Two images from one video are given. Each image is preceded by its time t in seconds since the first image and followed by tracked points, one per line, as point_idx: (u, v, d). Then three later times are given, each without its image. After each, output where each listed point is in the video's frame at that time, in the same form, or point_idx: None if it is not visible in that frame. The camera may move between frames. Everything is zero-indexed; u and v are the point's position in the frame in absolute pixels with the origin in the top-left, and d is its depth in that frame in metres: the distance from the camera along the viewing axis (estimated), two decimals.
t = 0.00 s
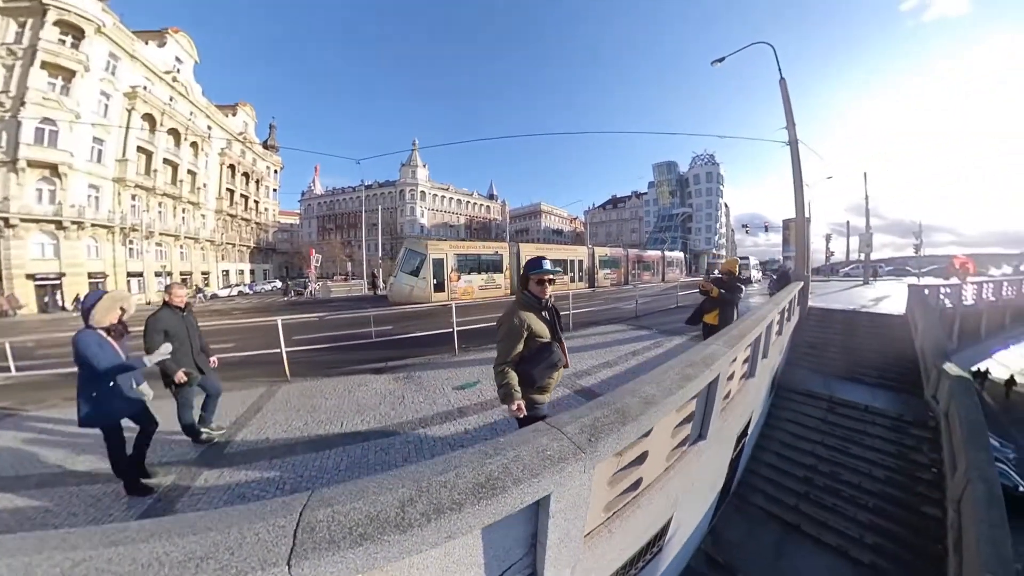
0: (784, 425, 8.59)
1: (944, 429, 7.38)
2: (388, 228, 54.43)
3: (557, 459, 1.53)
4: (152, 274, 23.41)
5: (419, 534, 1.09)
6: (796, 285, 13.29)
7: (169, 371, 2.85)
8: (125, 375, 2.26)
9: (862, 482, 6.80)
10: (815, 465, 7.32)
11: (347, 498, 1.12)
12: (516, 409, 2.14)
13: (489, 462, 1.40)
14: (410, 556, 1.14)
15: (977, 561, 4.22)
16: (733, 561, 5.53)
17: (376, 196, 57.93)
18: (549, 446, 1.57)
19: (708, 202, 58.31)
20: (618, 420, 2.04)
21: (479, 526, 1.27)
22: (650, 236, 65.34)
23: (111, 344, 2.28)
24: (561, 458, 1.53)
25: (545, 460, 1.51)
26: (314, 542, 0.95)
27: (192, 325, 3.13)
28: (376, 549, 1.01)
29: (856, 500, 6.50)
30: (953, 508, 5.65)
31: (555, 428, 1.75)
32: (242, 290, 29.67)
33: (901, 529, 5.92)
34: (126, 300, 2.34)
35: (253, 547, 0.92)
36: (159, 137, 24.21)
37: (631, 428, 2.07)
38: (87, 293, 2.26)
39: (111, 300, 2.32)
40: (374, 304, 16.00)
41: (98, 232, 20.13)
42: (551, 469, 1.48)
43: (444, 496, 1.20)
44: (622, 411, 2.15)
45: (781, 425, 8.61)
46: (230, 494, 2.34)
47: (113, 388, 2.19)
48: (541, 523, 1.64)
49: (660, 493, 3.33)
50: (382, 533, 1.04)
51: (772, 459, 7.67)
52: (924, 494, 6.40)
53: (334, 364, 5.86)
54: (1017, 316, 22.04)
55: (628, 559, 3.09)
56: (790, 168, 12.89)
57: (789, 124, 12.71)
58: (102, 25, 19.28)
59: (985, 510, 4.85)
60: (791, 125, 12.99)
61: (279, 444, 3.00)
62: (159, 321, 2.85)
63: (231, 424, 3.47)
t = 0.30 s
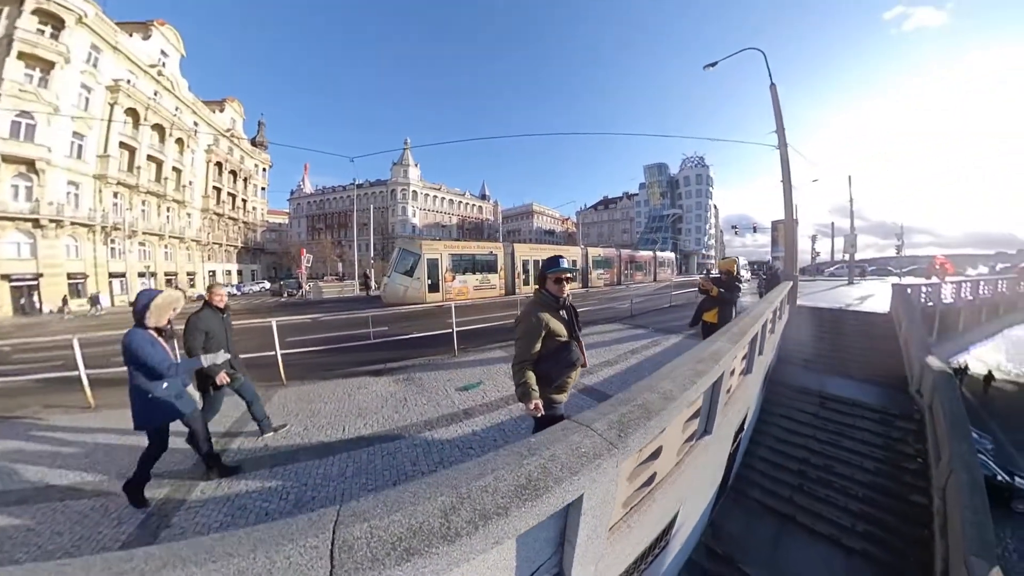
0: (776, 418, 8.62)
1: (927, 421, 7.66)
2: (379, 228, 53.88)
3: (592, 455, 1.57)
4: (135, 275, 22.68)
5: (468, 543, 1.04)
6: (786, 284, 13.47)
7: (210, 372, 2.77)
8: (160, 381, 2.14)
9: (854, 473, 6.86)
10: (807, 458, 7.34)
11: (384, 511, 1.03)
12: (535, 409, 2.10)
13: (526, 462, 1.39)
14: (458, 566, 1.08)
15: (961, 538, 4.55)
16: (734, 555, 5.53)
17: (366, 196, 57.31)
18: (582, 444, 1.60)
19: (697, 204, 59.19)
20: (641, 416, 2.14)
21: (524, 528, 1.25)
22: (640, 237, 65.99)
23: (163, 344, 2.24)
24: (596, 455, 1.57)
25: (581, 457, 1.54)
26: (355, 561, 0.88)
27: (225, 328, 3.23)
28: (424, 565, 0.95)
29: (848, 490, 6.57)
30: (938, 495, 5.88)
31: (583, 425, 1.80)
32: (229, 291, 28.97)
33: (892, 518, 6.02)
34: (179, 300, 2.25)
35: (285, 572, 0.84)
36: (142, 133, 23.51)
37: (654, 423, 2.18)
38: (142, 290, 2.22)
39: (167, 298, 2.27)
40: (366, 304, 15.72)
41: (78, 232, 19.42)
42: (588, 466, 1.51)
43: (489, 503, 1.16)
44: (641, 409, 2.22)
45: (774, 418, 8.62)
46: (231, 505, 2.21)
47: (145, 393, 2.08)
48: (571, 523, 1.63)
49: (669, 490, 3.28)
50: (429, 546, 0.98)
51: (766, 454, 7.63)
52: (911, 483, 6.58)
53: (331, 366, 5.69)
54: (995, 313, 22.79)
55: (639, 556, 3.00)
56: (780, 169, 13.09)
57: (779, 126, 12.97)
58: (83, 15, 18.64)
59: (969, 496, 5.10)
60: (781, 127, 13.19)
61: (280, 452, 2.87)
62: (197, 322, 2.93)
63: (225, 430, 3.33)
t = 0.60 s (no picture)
0: (768, 412, 8.65)
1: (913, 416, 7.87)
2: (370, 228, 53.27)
3: (618, 459, 1.61)
4: (116, 275, 21.97)
5: (509, 558, 1.02)
6: (777, 284, 13.64)
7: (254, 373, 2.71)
8: (192, 387, 2.20)
9: (843, 466, 6.95)
10: (799, 453, 7.35)
11: (415, 530, 0.98)
12: (546, 412, 2.03)
13: (554, 469, 1.42)
14: None
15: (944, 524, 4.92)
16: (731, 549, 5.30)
17: (357, 195, 56.64)
18: (606, 449, 1.63)
19: (688, 205, 59.93)
20: (659, 417, 2.14)
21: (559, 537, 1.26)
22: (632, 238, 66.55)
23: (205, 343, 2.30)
24: (622, 458, 1.62)
25: (607, 461, 1.58)
26: None
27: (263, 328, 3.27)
28: None
29: (839, 483, 6.61)
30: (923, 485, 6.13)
31: (604, 428, 1.83)
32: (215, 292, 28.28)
33: (882, 509, 6.12)
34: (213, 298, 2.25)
35: None
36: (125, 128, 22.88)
37: (671, 425, 2.18)
38: (184, 286, 2.28)
39: (207, 295, 2.31)
40: (358, 306, 15.45)
41: (56, 231, 18.72)
42: (615, 469, 1.55)
43: (525, 512, 1.17)
44: (657, 410, 2.23)
45: (767, 412, 8.66)
46: (229, 520, 2.08)
47: (180, 397, 2.17)
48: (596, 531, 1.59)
49: (675, 490, 3.20)
50: (471, 562, 0.94)
51: (760, 450, 7.59)
52: (898, 475, 6.75)
53: (325, 370, 5.54)
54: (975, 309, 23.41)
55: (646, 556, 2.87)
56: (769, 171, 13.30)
57: (769, 128, 13.20)
58: (62, 5, 18.00)
59: (950, 489, 5.35)
60: (769, 129, 13.42)
61: (278, 462, 2.75)
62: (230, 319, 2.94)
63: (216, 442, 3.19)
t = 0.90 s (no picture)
0: (762, 409, 8.71)
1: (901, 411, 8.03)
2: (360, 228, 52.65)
3: (648, 465, 1.56)
4: (97, 276, 21.22)
5: None
6: (768, 284, 13.80)
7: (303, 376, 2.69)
8: (254, 393, 2.15)
9: (834, 460, 7.02)
10: (793, 449, 7.40)
11: (456, 556, 0.90)
12: (561, 418, 1.92)
13: (587, 480, 1.39)
14: None
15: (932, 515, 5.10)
16: (731, 544, 5.17)
17: (347, 194, 55.87)
18: (635, 455, 1.59)
19: (678, 206, 60.67)
20: (680, 420, 2.09)
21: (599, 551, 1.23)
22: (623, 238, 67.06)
23: (263, 347, 2.23)
24: (650, 465, 1.56)
25: (637, 468, 1.53)
26: None
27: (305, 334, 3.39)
28: None
29: (831, 477, 6.68)
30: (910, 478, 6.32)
31: (629, 434, 1.78)
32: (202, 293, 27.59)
33: (874, 501, 6.20)
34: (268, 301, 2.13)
35: None
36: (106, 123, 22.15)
37: (690, 428, 2.12)
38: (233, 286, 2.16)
39: (260, 297, 2.17)
40: (349, 307, 15.18)
41: (33, 230, 17.98)
42: (647, 476, 1.51)
43: (566, 528, 1.14)
44: (675, 413, 2.18)
45: (761, 409, 8.71)
46: (226, 540, 1.97)
47: (242, 404, 2.12)
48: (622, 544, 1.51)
49: (684, 491, 3.14)
50: None
51: (755, 446, 7.59)
52: (888, 469, 6.87)
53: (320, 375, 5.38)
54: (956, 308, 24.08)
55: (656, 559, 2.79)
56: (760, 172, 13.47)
57: (760, 130, 13.37)
58: None
59: (938, 483, 5.50)
60: (761, 131, 13.58)
61: (273, 475, 2.64)
62: (276, 325, 3.05)
63: (206, 458, 3.05)
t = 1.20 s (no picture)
0: (756, 407, 8.75)
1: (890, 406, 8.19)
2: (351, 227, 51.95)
3: (676, 469, 1.48)
4: (76, 276, 20.46)
5: None
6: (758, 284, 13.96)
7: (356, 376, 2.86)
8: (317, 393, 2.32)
9: (826, 456, 7.10)
10: (786, 445, 7.46)
11: None
12: (578, 424, 1.82)
13: (621, 488, 1.30)
14: None
15: (921, 507, 5.15)
16: (728, 540, 5.11)
17: (337, 193, 55.10)
18: (662, 459, 1.52)
19: (669, 207, 61.31)
20: (699, 423, 2.00)
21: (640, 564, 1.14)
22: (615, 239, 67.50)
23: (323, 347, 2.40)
24: (679, 468, 1.48)
25: (667, 473, 1.45)
26: None
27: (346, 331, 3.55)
28: None
29: (823, 473, 6.74)
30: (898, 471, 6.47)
31: (652, 438, 1.70)
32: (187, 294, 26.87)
33: (864, 494, 6.29)
34: (335, 303, 2.30)
35: None
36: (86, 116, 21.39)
37: (710, 430, 2.03)
38: (299, 287, 2.30)
39: (326, 299, 2.35)
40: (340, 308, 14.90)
41: (7, 227, 17.19)
42: (678, 481, 1.43)
43: (609, 540, 1.07)
44: (692, 417, 2.08)
45: (755, 407, 8.76)
46: (222, 561, 1.95)
47: (306, 404, 2.27)
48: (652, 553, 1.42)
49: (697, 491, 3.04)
50: None
51: (749, 442, 7.62)
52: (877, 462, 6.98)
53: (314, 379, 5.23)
54: (938, 306, 24.68)
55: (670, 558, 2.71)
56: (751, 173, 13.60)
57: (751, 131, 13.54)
58: None
59: (926, 477, 5.62)
60: (752, 132, 13.73)
61: (268, 491, 2.60)
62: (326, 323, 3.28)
63: (198, 468, 2.94)
